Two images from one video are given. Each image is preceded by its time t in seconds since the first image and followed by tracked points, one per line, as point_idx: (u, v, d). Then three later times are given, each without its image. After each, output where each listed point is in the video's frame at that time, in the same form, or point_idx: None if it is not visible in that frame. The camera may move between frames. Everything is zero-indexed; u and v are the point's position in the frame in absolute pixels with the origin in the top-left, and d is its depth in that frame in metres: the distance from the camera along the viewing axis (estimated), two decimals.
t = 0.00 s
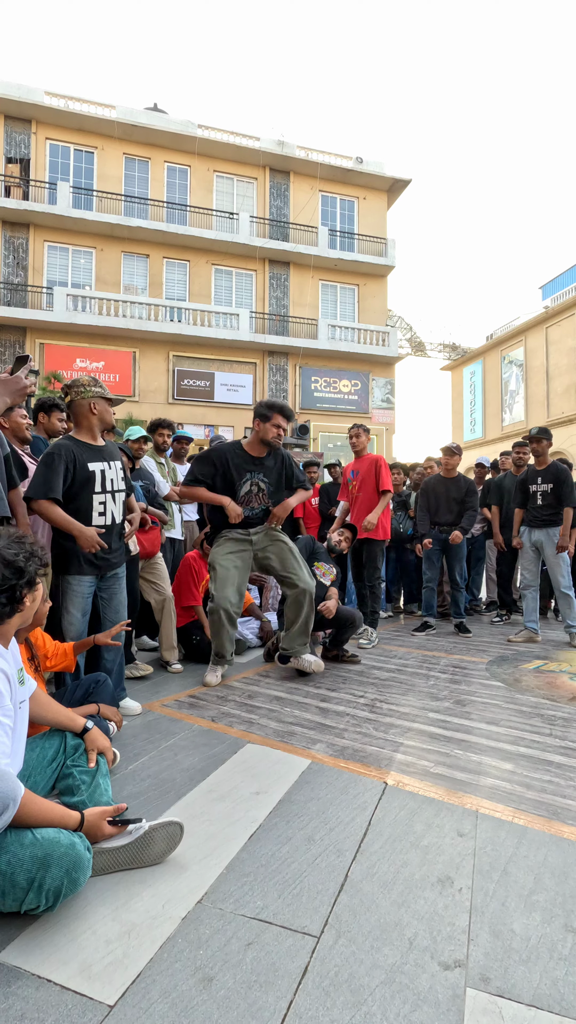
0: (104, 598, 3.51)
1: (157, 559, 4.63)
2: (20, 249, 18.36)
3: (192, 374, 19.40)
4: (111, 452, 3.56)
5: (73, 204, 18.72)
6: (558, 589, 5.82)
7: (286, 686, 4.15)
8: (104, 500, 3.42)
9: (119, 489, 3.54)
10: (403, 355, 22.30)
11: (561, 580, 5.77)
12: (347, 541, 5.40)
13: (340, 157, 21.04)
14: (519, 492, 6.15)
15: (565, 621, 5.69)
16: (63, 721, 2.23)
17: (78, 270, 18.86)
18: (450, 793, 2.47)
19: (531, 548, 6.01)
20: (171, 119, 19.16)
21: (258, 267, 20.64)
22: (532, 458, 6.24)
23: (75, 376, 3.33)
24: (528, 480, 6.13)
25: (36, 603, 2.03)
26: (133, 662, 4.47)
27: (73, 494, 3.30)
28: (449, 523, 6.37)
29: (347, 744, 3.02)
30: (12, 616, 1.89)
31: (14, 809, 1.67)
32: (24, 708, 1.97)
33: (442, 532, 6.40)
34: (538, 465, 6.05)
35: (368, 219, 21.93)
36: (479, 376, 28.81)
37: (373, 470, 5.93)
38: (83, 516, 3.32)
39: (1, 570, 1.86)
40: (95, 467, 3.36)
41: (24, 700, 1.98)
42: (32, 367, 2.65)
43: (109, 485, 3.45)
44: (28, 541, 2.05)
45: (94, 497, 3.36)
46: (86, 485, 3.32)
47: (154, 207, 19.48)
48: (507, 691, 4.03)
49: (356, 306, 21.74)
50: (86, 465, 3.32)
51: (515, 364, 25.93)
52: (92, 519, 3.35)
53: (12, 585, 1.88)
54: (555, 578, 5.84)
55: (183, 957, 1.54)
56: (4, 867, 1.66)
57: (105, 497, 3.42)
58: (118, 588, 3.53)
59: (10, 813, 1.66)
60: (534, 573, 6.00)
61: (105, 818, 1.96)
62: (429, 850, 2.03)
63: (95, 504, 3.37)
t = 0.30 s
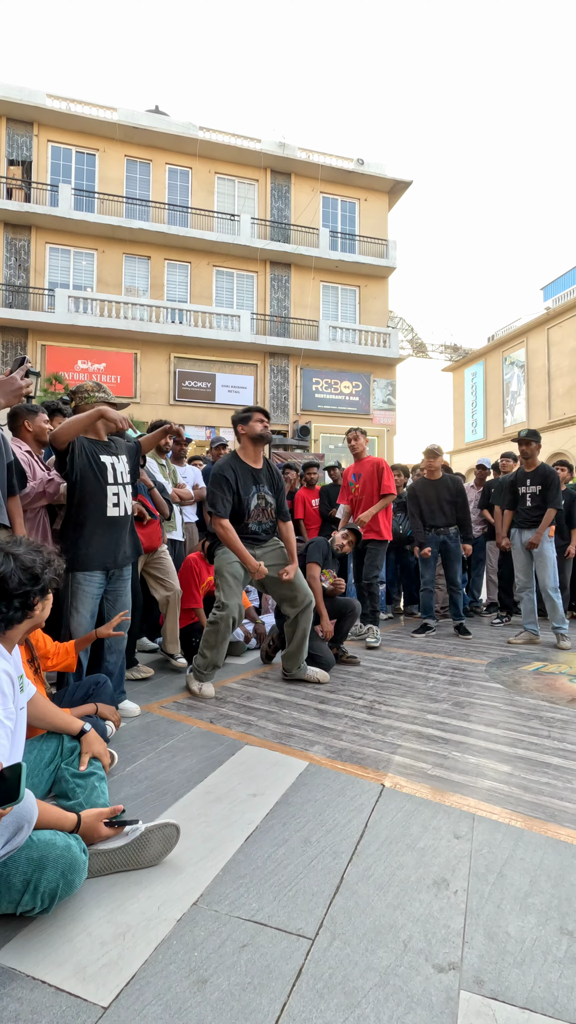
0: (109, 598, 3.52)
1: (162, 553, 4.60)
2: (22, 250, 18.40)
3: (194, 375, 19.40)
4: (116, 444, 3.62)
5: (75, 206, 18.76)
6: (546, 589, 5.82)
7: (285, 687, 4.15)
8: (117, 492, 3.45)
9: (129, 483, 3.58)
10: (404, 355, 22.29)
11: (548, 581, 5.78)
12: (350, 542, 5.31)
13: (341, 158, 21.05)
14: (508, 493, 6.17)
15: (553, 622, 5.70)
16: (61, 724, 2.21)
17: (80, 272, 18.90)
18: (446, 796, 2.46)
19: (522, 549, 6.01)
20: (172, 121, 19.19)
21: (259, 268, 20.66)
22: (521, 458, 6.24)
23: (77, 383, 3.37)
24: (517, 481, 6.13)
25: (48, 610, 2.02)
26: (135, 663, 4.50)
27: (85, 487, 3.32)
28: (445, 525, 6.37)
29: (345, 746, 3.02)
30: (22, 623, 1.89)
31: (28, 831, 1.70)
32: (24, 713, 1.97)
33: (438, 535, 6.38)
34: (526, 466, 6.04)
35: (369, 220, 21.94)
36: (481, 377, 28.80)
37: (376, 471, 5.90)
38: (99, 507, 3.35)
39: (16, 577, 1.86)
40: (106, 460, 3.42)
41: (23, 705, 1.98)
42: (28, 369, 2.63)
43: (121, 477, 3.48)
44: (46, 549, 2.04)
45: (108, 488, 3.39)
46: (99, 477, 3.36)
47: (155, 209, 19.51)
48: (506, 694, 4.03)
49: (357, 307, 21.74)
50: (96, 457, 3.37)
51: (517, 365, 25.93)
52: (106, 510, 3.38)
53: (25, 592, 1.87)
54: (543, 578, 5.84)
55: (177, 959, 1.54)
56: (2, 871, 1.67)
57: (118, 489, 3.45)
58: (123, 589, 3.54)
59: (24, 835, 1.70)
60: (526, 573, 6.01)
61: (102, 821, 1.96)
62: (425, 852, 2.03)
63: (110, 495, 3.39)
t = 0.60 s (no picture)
0: (108, 600, 3.51)
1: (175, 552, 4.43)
2: (23, 253, 18.44)
3: (195, 376, 19.38)
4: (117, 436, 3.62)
5: (76, 208, 18.81)
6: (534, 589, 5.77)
7: (285, 689, 4.15)
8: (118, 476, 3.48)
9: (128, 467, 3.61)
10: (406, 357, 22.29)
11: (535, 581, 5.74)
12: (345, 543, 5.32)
13: (342, 160, 21.06)
14: (505, 495, 6.19)
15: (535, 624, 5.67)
16: (63, 724, 2.20)
17: (81, 274, 18.94)
18: (445, 798, 2.46)
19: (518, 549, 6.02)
20: (174, 124, 19.23)
21: (260, 270, 20.67)
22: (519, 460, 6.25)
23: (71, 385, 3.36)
24: (514, 483, 6.14)
25: (43, 609, 2.02)
26: (135, 666, 4.48)
27: (89, 477, 3.32)
28: (446, 527, 6.36)
29: (344, 748, 3.01)
30: (17, 623, 1.89)
31: (39, 836, 1.71)
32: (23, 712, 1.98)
33: (439, 537, 6.37)
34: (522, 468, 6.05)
35: (370, 222, 21.95)
36: (482, 379, 28.78)
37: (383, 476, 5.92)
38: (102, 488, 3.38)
39: (6, 579, 1.85)
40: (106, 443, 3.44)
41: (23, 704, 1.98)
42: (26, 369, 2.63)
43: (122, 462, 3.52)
44: (36, 549, 2.03)
45: (110, 470, 3.42)
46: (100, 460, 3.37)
47: (157, 211, 19.56)
48: (506, 695, 4.02)
49: (358, 308, 21.74)
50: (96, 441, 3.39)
51: (518, 366, 25.91)
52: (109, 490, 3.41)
53: (17, 593, 1.87)
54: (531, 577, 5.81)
55: (174, 960, 1.54)
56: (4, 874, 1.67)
57: (120, 472, 3.48)
58: (122, 589, 3.54)
59: (35, 838, 1.69)
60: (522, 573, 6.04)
61: (100, 822, 1.95)
62: (423, 855, 2.02)
63: (112, 477, 3.42)
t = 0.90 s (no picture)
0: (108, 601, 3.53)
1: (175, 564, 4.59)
2: (26, 254, 18.47)
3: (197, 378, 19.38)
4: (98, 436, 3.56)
5: (79, 210, 18.84)
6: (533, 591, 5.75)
7: (286, 690, 4.15)
8: (101, 482, 3.43)
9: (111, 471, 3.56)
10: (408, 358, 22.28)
11: (535, 582, 5.72)
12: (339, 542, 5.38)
13: (344, 162, 21.07)
14: (506, 494, 6.18)
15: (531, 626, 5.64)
16: (60, 725, 2.19)
17: (84, 276, 18.97)
18: (446, 799, 2.45)
19: (518, 549, 6.01)
20: (176, 125, 19.26)
21: (262, 271, 20.68)
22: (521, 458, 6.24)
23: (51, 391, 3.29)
24: (515, 482, 6.13)
25: (48, 610, 2.02)
26: (140, 668, 4.48)
27: (69, 486, 3.29)
28: (451, 528, 6.36)
29: (346, 748, 3.01)
30: (21, 625, 1.88)
31: (38, 837, 1.70)
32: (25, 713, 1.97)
33: (442, 537, 6.39)
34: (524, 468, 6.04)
35: (372, 223, 21.95)
36: (485, 380, 28.76)
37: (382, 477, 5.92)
38: (84, 497, 3.34)
39: (14, 580, 1.85)
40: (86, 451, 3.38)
41: (26, 704, 1.97)
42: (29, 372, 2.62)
43: (104, 467, 3.46)
44: (43, 550, 2.03)
45: (92, 479, 3.37)
46: (81, 470, 3.33)
47: (159, 213, 19.59)
48: (509, 696, 4.00)
49: (360, 309, 21.74)
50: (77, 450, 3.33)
51: (520, 366, 25.88)
52: (92, 498, 3.37)
53: (24, 595, 1.87)
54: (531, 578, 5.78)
55: (175, 961, 1.53)
56: (3, 875, 1.66)
57: (102, 479, 3.44)
58: (122, 588, 3.56)
59: (34, 839, 1.69)
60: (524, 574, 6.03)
61: (101, 821, 1.95)
62: (425, 856, 2.02)
63: (93, 485, 3.38)
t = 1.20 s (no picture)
0: (110, 603, 3.52)
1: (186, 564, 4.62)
2: (29, 257, 18.53)
3: (200, 380, 19.38)
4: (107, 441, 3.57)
5: (82, 212, 18.89)
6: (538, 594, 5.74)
7: (290, 692, 4.15)
8: (111, 484, 3.45)
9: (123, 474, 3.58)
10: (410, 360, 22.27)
11: (541, 585, 5.71)
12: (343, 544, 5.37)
13: (347, 164, 21.08)
14: (508, 494, 6.20)
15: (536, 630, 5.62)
16: (66, 731, 2.18)
17: (87, 278, 19.02)
18: (450, 801, 2.45)
19: (519, 552, 6.01)
20: (179, 128, 19.31)
21: (265, 273, 20.70)
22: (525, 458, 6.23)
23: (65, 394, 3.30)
24: (517, 482, 6.14)
25: (55, 612, 2.03)
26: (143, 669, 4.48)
27: (77, 484, 3.31)
28: (457, 529, 6.36)
29: (349, 750, 3.00)
30: (28, 628, 1.88)
31: (38, 837, 1.70)
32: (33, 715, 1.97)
33: (446, 537, 6.41)
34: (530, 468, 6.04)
35: (375, 224, 21.96)
36: (487, 381, 28.75)
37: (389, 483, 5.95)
38: (93, 498, 3.36)
39: (20, 583, 1.86)
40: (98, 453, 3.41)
41: (33, 707, 1.97)
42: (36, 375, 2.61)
43: (115, 470, 3.48)
44: (50, 553, 2.04)
45: (102, 480, 3.39)
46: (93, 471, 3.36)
47: (162, 215, 19.64)
48: (513, 698, 4.00)
49: (363, 311, 21.74)
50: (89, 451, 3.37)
51: (523, 368, 25.84)
52: (101, 500, 3.38)
53: (30, 598, 1.87)
54: (536, 581, 5.78)
55: (180, 964, 1.53)
56: (7, 876, 1.67)
57: (112, 481, 3.45)
58: (125, 592, 3.54)
59: (34, 839, 1.69)
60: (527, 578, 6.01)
61: (105, 824, 1.95)
62: (430, 859, 2.01)
63: (104, 487, 3.40)
